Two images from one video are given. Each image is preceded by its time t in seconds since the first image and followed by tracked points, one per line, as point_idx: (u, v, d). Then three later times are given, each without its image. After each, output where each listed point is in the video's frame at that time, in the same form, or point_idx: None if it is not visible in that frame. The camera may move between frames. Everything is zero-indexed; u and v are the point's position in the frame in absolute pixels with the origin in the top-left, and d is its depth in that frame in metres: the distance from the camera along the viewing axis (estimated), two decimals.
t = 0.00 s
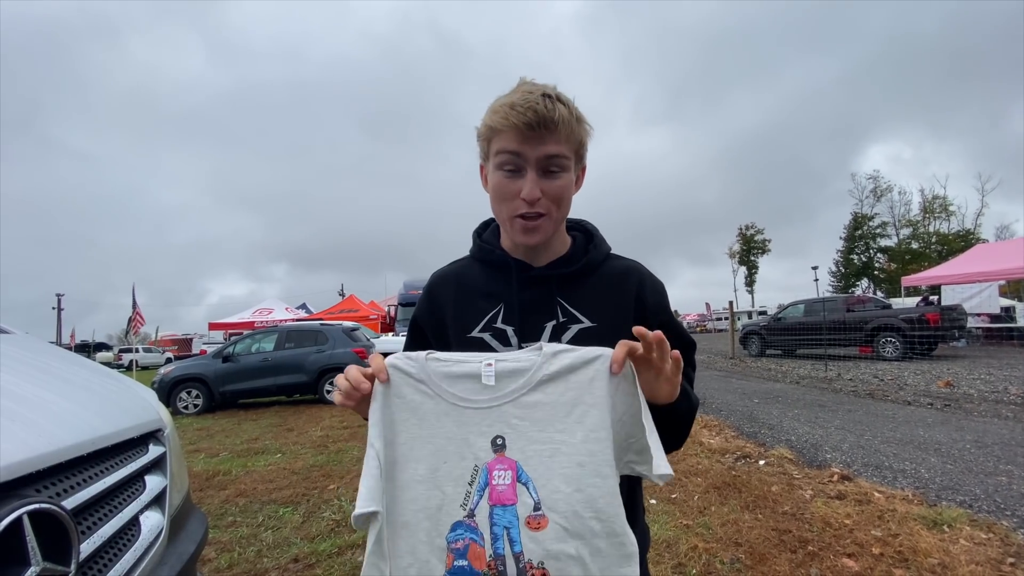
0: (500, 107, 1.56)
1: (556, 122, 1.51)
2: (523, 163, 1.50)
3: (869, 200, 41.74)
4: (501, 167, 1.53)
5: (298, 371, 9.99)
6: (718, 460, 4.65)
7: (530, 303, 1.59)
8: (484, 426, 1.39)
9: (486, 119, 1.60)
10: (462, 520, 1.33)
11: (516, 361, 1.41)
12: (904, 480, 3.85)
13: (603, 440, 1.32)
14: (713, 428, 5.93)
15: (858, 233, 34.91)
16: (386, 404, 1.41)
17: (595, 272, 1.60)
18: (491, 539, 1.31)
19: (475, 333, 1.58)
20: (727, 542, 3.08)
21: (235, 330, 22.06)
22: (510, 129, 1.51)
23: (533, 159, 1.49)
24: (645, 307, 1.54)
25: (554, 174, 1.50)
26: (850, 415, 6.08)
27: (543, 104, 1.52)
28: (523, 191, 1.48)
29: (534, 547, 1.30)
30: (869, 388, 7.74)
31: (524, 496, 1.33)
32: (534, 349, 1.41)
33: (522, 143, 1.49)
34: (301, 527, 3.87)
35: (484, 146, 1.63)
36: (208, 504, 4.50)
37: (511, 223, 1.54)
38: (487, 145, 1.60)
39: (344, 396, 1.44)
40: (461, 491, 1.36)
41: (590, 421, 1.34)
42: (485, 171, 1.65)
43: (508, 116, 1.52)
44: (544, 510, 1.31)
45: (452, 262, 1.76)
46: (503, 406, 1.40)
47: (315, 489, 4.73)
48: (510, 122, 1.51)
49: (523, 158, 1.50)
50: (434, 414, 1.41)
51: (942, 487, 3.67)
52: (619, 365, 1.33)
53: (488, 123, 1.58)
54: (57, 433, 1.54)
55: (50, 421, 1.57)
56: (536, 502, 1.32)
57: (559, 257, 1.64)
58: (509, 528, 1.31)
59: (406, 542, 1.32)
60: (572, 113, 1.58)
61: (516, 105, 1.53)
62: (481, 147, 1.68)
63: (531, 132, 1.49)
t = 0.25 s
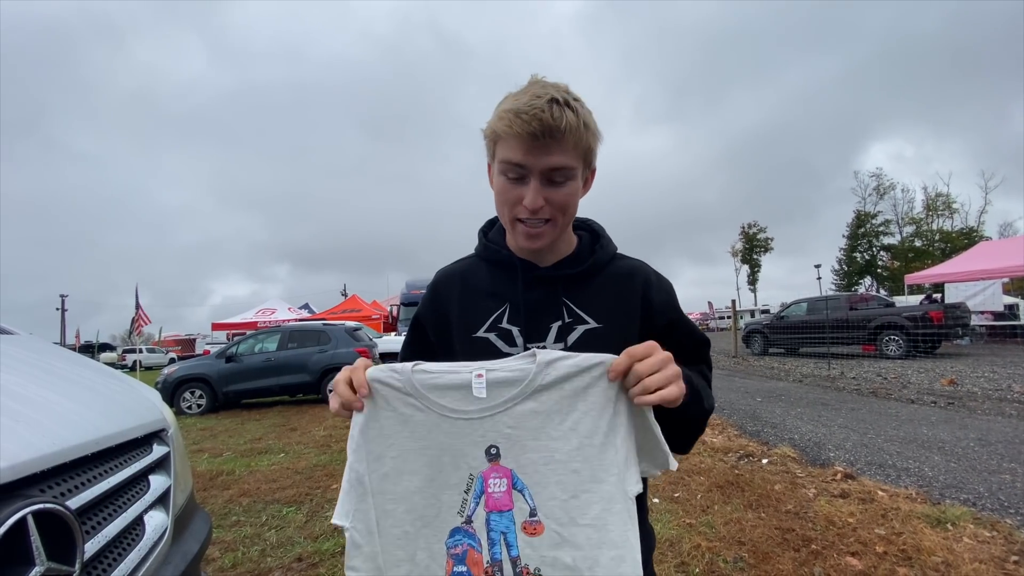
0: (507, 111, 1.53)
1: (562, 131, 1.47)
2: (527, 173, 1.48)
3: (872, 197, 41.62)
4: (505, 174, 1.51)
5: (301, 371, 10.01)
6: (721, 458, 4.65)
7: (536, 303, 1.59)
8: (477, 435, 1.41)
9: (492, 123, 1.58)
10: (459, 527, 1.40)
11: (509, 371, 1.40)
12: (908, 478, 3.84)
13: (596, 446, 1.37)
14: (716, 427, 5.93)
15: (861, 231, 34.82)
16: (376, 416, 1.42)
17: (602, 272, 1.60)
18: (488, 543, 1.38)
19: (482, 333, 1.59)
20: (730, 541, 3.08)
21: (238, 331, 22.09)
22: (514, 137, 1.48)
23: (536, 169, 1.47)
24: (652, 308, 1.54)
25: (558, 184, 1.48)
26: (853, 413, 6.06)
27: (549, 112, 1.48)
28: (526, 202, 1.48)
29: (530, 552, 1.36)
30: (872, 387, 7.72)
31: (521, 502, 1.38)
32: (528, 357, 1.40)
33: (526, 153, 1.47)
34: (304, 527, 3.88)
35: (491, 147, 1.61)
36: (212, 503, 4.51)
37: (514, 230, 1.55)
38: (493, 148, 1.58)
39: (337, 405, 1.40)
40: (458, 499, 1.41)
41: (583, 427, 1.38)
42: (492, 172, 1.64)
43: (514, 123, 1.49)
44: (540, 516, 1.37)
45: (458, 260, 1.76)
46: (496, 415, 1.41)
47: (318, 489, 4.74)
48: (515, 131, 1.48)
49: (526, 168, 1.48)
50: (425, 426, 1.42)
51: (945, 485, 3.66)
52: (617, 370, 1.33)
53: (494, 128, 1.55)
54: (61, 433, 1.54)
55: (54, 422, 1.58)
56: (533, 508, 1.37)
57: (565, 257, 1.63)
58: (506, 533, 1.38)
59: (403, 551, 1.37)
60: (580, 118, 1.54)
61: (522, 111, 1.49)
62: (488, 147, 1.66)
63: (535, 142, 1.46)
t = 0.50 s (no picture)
0: (522, 112, 1.49)
1: (577, 139, 1.43)
2: (539, 179, 1.46)
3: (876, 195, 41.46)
4: (517, 179, 1.50)
5: (304, 370, 10.03)
6: (724, 457, 4.65)
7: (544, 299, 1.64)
8: (466, 356, 1.56)
9: (507, 122, 1.54)
10: (446, 448, 1.48)
11: (497, 299, 1.57)
12: (912, 477, 3.83)
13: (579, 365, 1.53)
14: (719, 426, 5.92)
15: (864, 230, 34.72)
16: (366, 339, 1.52)
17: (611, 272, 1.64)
18: (475, 463, 1.47)
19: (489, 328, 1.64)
20: (733, 540, 3.08)
21: (241, 331, 22.11)
22: (528, 143, 1.45)
23: (548, 177, 1.44)
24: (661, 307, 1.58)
25: (571, 191, 1.46)
26: (857, 412, 6.05)
27: (565, 118, 1.44)
28: (537, 209, 1.47)
29: (519, 468, 1.46)
30: (876, 385, 7.70)
31: (509, 419, 1.51)
32: (515, 288, 1.57)
33: (539, 160, 1.44)
34: (308, 526, 3.89)
35: (505, 146, 1.58)
36: (216, 503, 4.53)
37: (525, 232, 1.55)
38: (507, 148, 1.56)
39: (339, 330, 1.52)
40: (445, 420, 1.50)
41: (565, 349, 1.55)
42: (504, 170, 1.62)
43: (528, 127, 1.45)
44: (528, 432, 1.49)
45: (469, 254, 1.80)
46: (480, 339, 1.57)
47: (322, 488, 4.75)
48: (529, 136, 1.44)
49: (539, 175, 1.46)
50: (416, 347, 1.55)
51: (949, 484, 3.65)
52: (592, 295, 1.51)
53: (508, 128, 1.52)
54: (67, 433, 1.56)
55: (59, 422, 1.59)
56: (520, 425, 1.50)
57: (575, 256, 1.66)
58: (494, 451, 1.48)
59: (389, 471, 1.43)
60: (597, 122, 1.49)
61: (537, 115, 1.45)
62: (503, 143, 1.63)
63: (549, 150, 1.43)
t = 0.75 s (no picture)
0: (530, 119, 1.45)
1: (585, 150, 1.40)
2: (544, 189, 1.44)
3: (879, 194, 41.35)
4: (522, 187, 1.48)
5: (307, 370, 10.04)
6: (728, 457, 4.64)
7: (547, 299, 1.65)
8: (460, 346, 1.57)
9: (514, 127, 1.51)
10: (436, 431, 1.50)
11: (492, 292, 1.59)
12: (916, 476, 3.82)
13: (567, 362, 1.53)
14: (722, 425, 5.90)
15: (867, 228, 34.63)
16: (366, 322, 1.54)
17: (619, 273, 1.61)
18: (464, 447, 1.49)
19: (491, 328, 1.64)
20: (737, 540, 3.07)
21: (243, 331, 22.15)
22: (534, 153, 1.42)
23: (553, 189, 1.42)
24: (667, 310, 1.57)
25: (576, 202, 1.44)
26: (861, 411, 6.03)
27: (575, 128, 1.40)
28: (541, 219, 1.45)
29: (503, 455, 1.48)
30: (879, 384, 7.68)
31: (497, 409, 1.51)
32: (510, 282, 1.59)
33: (545, 171, 1.42)
34: (310, 525, 3.90)
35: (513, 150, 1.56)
36: (219, 502, 4.53)
37: (529, 239, 1.54)
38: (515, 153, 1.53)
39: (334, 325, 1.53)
40: (438, 404, 1.52)
41: (556, 345, 1.55)
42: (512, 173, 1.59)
43: (535, 136, 1.42)
44: (514, 423, 1.50)
45: (476, 253, 1.81)
46: (475, 329, 1.58)
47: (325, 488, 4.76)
48: (535, 146, 1.42)
49: (544, 185, 1.43)
50: (415, 333, 1.56)
51: (954, 483, 3.64)
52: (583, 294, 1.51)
53: (515, 136, 1.49)
54: (70, 433, 1.56)
55: (62, 421, 1.59)
56: (508, 415, 1.51)
57: (583, 257, 1.64)
58: (481, 438, 1.49)
59: (381, 450, 1.46)
60: (605, 130, 1.45)
61: (546, 124, 1.42)
62: (511, 146, 1.60)
63: (555, 161, 1.40)
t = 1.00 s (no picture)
0: (529, 123, 1.45)
1: (584, 155, 1.40)
2: (544, 193, 1.44)
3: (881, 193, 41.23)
4: (521, 190, 1.48)
5: (310, 370, 10.06)
6: (730, 457, 4.63)
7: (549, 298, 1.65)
8: (463, 345, 1.56)
9: (513, 131, 1.51)
10: (440, 431, 1.51)
11: (495, 291, 1.57)
12: (919, 476, 3.81)
13: (570, 357, 1.54)
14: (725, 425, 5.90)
15: (870, 227, 34.54)
16: (367, 322, 1.55)
17: (620, 272, 1.62)
18: (468, 445, 1.50)
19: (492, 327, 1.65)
20: (740, 540, 3.07)
21: (245, 331, 22.19)
22: (533, 157, 1.42)
23: (552, 194, 1.42)
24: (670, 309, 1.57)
25: (576, 206, 1.44)
26: (864, 411, 6.01)
27: (574, 133, 1.39)
28: (540, 224, 1.46)
29: (505, 452, 1.48)
30: (882, 384, 7.66)
31: (498, 407, 1.52)
32: (513, 282, 1.57)
33: (544, 175, 1.42)
34: (313, 525, 3.90)
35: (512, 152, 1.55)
36: (222, 502, 4.54)
37: (529, 241, 1.55)
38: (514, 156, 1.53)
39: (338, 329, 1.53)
40: (441, 405, 1.53)
41: (558, 343, 1.55)
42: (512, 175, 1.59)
43: (534, 141, 1.42)
44: (515, 420, 1.51)
45: (478, 252, 1.81)
46: (478, 329, 1.57)
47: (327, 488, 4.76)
48: (534, 151, 1.42)
49: (543, 190, 1.44)
50: (417, 334, 1.56)
51: (957, 483, 3.63)
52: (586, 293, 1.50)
53: (514, 141, 1.49)
54: (73, 433, 1.56)
55: (65, 421, 1.59)
56: (509, 413, 1.51)
57: (584, 257, 1.64)
58: (484, 436, 1.50)
59: (384, 453, 1.46)
60: (605, 135, 1.44)
61: (544, 129, 1.41)
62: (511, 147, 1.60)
63: (553, 166, 1.40)
